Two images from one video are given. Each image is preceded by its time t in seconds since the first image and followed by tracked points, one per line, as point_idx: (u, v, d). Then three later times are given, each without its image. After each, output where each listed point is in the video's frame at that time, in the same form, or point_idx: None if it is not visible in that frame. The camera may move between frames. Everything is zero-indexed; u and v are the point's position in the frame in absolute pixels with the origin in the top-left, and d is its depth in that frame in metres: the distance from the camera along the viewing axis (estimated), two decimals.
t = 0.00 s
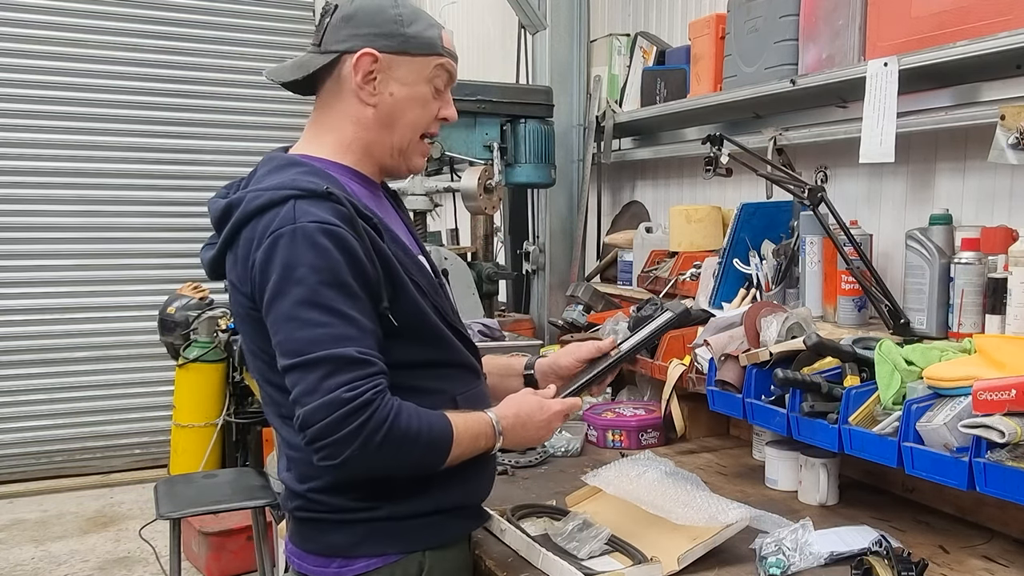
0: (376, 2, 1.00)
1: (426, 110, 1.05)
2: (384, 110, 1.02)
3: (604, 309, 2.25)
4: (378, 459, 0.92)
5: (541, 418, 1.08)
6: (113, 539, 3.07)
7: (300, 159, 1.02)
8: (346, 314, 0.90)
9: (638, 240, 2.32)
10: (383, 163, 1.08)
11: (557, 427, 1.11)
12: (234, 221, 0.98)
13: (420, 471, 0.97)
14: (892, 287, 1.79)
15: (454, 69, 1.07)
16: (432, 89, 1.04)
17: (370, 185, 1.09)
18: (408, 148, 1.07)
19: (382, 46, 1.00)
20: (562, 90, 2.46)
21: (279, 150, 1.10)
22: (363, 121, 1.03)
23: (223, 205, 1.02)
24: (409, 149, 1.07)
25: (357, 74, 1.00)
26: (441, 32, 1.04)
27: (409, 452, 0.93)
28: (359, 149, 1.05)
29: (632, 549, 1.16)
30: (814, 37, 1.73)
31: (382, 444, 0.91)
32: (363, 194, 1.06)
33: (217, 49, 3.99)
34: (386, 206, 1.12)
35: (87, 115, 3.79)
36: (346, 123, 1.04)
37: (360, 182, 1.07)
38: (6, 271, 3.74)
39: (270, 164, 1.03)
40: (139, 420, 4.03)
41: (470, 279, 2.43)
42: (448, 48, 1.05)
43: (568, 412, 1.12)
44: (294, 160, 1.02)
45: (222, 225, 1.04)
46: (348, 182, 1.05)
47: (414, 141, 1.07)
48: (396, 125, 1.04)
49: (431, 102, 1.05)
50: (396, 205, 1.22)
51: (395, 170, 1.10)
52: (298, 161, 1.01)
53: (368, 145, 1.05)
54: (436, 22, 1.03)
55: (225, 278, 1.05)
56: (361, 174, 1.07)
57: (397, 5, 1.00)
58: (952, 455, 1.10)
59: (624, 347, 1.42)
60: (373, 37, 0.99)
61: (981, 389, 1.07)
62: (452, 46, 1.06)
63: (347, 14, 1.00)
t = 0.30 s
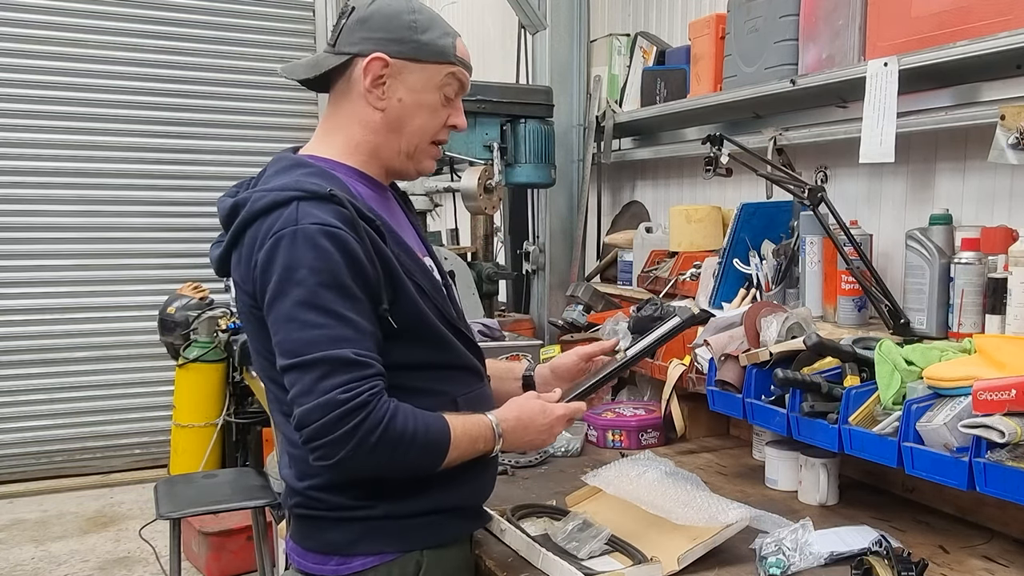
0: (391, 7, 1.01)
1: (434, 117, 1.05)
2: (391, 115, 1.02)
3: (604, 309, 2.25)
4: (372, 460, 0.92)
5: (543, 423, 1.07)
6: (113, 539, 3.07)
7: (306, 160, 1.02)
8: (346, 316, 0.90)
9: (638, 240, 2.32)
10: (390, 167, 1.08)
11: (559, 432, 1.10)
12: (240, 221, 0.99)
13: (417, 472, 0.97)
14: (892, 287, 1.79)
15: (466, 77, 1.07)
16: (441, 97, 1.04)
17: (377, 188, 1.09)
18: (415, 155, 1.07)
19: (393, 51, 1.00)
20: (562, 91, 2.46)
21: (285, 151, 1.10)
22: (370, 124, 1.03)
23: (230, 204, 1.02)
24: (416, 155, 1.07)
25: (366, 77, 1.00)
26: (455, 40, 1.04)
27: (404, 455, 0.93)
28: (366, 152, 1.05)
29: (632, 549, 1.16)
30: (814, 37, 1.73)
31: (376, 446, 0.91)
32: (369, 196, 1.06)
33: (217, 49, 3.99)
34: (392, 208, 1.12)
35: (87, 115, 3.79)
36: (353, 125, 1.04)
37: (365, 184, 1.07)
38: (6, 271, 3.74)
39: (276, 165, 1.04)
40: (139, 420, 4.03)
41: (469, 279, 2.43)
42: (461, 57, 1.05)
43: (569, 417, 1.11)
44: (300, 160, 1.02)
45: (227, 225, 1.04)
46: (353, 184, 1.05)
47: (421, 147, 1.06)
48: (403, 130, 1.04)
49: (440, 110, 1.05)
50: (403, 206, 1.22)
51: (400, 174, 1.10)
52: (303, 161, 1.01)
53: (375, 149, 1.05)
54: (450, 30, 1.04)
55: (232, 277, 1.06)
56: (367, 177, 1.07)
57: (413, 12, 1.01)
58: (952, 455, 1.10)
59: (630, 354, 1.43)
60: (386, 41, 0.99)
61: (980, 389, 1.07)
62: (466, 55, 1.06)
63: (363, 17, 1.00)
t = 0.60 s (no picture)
0: (405, 11, 1.01)
1: (442, 122, 1.05)
2: (400, 118, 1.02)
3: (604, 309, 2.25)
4: (371, 458, 0.92)
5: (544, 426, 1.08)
6: (113, 539, 3.07)
7: (314, 160, 1.02)
8: (349, 315, 0.90)
9: (638, 240, 2.32)
10: (396, 169, 1.08)
11: (557, 437, 1.11)
12: (247, 218, 0.99)
13: (416, 471, 0.97)
14: (892, 286, 1.79)
15: (476, 84, 1.07)
16: (449, 103, 1.04)
17: (385, 189, 1.09)
18: (421, 160, 1.07)
19: (404, 54, 1.00)
20: (562, 91, 2.46)
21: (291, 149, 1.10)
22: (378, 126, 1.03)
23: (239, 201, 1.03)
24: (422, 159, 1.07)
25: (376, 80, 1.00)
26: (466, 47, 1.04)
27: (403, 454, 0.93)
28: (374, 154, 1.05)
29: (632, 549, 1.16)
30: (814, 37, 1.73)
31: (376, 444, 0.91)
32: (377, 197, 1.06)
33: (216, 49, 3.99)
34: (399, 209, 1.12)
35: (87, 115, 3.79)
36: (361, 126, 1.04)
37: (374, 185, 1.07)
38: (7, 271, 3.74)
39: (284, 163, 1.04)
40: (139, 420, 4.03)
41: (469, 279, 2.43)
42: (471, 64, 1.05)
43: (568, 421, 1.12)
44: (308, 160, 1.02)
45: (234, 221, 1.05)
46: (360, 183, 1.05)
47: (428, 151, 1.07)
48: (411, 133, 1.04)
49: (448, 115, 1.05)
50: (410, 207, 1.22)
51: (406, 175, 1.10)
52: (312, 161, 1.01)
53: (381, 150, 1.05)
54: (462, 37, 1.04)
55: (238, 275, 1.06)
56: (375, 177, 1.07)
57: (426, 17, 1.00)
58: (952, 455, 1.10)
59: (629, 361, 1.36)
60: (397, 45, 1.00)
61: (981, 389, 1.07)
62: (476, 62, 1.06)
63: (376, 20, 1.00)
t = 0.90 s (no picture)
0: (370, 10, 0.99)
1: (445, 102, 1.05)
2: (407, 115, 1.03)
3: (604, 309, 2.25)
4: (361, 458, 0.92)
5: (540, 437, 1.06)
6: (113, 539, 3.07)
7: (320, 159, 1.03)
8: (347, 313, 0.90)
9: (638, 240, 2.32)
10: (413, 165, 1.08)
11: (555, 445, 1.08)
12: (253, 215, 0.99)
13: (410, 473, 0.97)
14: (892, 286, 1.79)
15: (462, 53, 1.06)
16: (446, 80, 1.04)
17: (390, 188, 1.09)
18: (436, 145, 1.07)
19: (388, 54, 0.99)
20: (562, 91, 2.46)
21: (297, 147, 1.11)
22: (387, 129, 1.03)
23: (246, 197, 1.03)
24: (438, 146, 1.07)
25: (372, 87, 1.00)
26: (441, 20, 1.03)
27: (394, 456, 0.93)
28: (389, 155, 1.06)
29: (632, 549, 1.16)
30: (814, 37, 1.73)
31: (365, 445, 0.90)
32: (382, 197, 1.07)
33: (216, 49, 3.99)
34: (404, 209, 1.12)
35: (87, 115, 3.79)
36: (370, 134, 1.04)
37: (379, 184, 1.07)
38: (7, 271, 3.74)
39: (292, 161, 1.04)
40: (139, 420, 4.03)
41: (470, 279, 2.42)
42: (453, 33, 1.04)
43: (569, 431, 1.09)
44: (315, 159, 1.02)
45: (240, 217, 1.05)
46: (365, 183, 1.05)
47: (441, 136, 1.07)
48: (423, 125, 1.04)
49: (449, 92, 1.05)
50: (418, 208, 1.22)
51: (414, 171, 1.10)
52: (318, 160, 1.02)
53: (393, 151, 1.05)
54: (431, 10, 1.02)
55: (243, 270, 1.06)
56: (382, 178, 1.07)
57: (393, 9, 0.99)
58: (952, 455, 1.10)
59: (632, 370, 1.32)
60: (377, 47, 0.99)
61: (981, 389, 1.07)
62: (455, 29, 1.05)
63: (348, 29, 0.99)
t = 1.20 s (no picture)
0: (372, 10, 0.99)
1: (444, 105, 1.05)
2: (408, 118, 1.03)
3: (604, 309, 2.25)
4: (359, 461, 0.92)
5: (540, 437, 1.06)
6: (113, 539, 3.07)
7: (318, 161, 1.03)
8: (344, 318, 0.90)
9: (638, 240, 2.32)
10: (411, 165, 1.09)
11: (555, 446, 1.08)
12: (250, 220, 0.99)
13: (409, 475, 0.97)
14: (892, 287, 1.79)
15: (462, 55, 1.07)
16: (446, 83, 1.05)
17: (387, 188, 1.09)
18: (433, 146, 1.07)
19: (391, 57, 0.99)
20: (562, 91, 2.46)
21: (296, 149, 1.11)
22: (388, 131, 1.03)
23: (243, 202, 1.03)
24: (436, 147, 1.08)
25: (374, 90, 1.00)
26: (441, 22, 1.03)
27: (393, 459, 0.93)
28: (388, 156, 1.06)
29: (632, 549, 1.16)
30: (814, 37, 1.73)
31: (363, 448, 0.90)
32: (379, 198, 1.06)
33: (217, 49, 3.99)
34: (402, 209, 1.12)
35: (87, 115, 3.79)
36: (371, 136, 1.04)
37: (378, 185, 1.07)
38: (7, 271, 3.74)
39: (289, 164, 1.04)
40: (139, 420, 4.03)
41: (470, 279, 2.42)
42: (452, 36, 1.05)
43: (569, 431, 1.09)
44: (312, 162, 1.02)
45: (238, 221, 1.05)
46: (362, 185, 1.05)
47: (439, 137, 1.07)
48: (423, 127, 1.04)
49: (448, 95, 1.06)
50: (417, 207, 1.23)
51: (410, 171, 1.11)
52: (316, 163, 1.02)
53: (392, 153, 1.06)
54: (433, 12, 1.03)
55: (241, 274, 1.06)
56: (379, 178, 1.07)
57: (396, 10, 0.99)
58: (952, 455, 1.10)
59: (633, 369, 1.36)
60: (380, 49, 0.99)
61: (981, 389, 1.07)
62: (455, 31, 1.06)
63: (351, 29, 0.99)
